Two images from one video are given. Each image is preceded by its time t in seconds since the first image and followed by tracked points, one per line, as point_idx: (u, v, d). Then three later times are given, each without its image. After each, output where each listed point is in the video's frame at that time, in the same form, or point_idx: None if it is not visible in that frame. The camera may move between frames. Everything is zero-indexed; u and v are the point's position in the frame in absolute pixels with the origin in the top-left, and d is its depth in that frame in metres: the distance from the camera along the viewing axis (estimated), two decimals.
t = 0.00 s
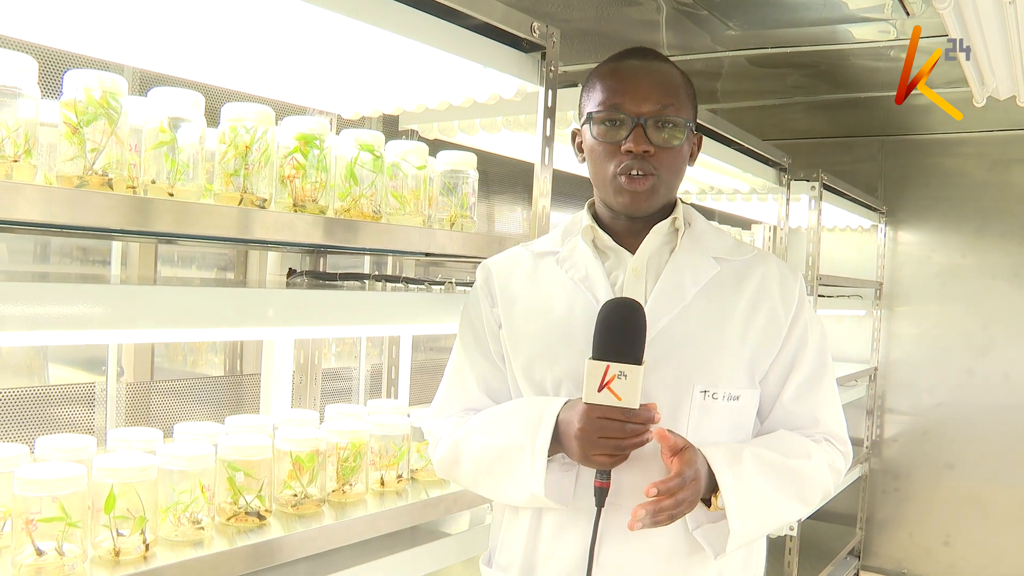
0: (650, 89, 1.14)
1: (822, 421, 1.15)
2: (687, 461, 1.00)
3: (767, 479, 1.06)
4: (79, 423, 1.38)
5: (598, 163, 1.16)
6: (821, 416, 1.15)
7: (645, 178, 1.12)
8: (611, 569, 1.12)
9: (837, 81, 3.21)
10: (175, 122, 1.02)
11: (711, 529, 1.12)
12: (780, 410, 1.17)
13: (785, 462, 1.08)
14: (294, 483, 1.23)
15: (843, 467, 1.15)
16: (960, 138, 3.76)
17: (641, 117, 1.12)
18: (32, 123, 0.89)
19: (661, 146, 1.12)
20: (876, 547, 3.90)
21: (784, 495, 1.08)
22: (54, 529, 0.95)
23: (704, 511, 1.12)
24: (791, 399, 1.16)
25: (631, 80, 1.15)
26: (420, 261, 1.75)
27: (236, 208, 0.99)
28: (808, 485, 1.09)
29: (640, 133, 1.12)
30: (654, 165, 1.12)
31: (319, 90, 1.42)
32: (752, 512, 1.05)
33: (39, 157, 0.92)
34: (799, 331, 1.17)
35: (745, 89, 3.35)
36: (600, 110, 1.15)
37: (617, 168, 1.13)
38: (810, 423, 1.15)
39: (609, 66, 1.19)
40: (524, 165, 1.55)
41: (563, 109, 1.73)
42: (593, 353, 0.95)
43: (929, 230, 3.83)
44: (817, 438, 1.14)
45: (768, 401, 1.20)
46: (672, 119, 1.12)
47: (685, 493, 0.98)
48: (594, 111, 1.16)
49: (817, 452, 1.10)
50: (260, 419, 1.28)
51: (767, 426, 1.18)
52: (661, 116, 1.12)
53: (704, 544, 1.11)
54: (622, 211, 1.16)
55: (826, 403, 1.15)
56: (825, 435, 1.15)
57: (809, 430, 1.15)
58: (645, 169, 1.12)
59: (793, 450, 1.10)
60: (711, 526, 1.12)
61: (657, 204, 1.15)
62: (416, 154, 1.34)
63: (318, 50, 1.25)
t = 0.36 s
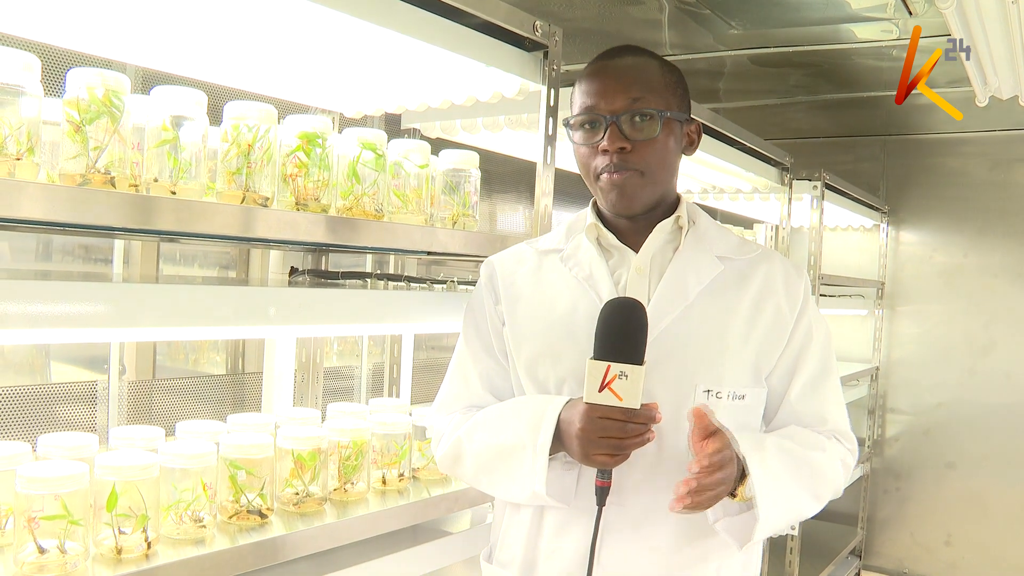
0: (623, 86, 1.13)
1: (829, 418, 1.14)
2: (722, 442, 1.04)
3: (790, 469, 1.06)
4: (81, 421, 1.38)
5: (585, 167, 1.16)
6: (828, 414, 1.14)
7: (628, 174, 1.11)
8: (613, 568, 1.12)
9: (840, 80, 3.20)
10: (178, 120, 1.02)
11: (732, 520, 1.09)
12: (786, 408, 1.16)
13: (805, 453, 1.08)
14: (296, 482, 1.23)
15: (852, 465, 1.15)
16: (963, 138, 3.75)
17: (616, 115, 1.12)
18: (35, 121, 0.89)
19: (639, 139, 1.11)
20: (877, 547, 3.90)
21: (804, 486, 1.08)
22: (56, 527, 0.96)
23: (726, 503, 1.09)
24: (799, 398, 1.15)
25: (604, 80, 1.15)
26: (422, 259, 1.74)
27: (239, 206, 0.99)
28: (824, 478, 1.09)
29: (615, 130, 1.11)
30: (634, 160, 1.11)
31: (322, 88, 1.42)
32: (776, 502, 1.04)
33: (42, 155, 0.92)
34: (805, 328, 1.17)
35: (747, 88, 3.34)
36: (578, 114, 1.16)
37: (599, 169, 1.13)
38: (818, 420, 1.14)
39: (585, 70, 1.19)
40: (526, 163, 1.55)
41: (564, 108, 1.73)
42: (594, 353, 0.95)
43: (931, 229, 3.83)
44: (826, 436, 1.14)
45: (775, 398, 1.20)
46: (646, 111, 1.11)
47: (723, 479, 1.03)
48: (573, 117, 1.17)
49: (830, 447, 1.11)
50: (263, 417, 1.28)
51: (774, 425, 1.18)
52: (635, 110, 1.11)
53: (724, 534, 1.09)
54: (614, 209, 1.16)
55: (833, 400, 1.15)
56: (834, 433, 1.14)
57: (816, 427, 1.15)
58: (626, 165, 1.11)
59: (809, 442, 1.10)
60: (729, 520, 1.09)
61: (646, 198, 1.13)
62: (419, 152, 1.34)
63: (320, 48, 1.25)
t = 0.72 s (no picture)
0: (626, 89, 1.13)
1: (822, 421, 1.14)
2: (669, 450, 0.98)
3: (761, 475, 1.06)
4: (82, 422, 1.38)
5: (587, 170, 1.16)
6: (821, 416, 1.14)
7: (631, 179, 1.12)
8: (612, 568, 1.12)
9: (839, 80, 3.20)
10: (178, 121, 1.02)
11: (701, 522, 1.11)
12: (780, 410, 1.17)
13: (782, 459, 1.08)
14: (296, 482, 1.23)
15: (843, 470, 1.14)
16: (963, 137, 3.75)
17: (618, 119, 1.12)
18: (35, 122, 0.89)
19: (641, 144, 1.11)
20: (878, 546, 3.90)
21: (780, 491, 1.08)
22: (56, 529, 0.96)
23: (697, 504, 1.12)
24: (791, 400, 1.15)
25: (607, 83, 1.14)
26: (422, 260, 1.74)
27: (239, 207, 0.99)
28: (805, 483, 1.08)
29: (618, 134, 1.11)
30: (637, 165, 1.11)
31: (321, 89, 1.42)
32: (744, 508, 1.04)
33: (42, 157, 0.93)
34: (802, 330, 1.17)
35: (747, 88, 3.35)
36: (580, 117, 1.16)
37: (601, 174, 1.13)
38: (811, 422, 1.14)
39: (588, 72, 1.19)
40: (525, 163, 1.55)
41: (564, 108, 1.73)
42: (591, 353, 0.94)
43: (931, 229, 3.83)
44: (817, 439, 1.13)
45: (770, 400, 1.20)
46: (649, 115, 1.11)
47: (659, 486, 0.95)
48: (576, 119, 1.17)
49: (816, 451, 1.10)
50: (263, 417, 1.28)
51: (768, 424, 1.18)
52: (638, 115, 1.11)
53: (694, 536, 1.10)
54: (617, 214, 1.16)
55: (828, 402, 1.15)
56: (825, 436, 1.14)
57: (808, 430, 1.15)
58: (629, 170, 1.11)
59: (791, 447, 1.10)
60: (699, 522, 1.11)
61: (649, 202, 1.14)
62: (418, 153, 1.34)
63: (319, 49, 1.25)
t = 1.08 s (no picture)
0: (619, 80, 1.14)
1: (825, 419, 1.14)
2: (670, 442, 0.97)
3: (763, 471, 1.06)
4: (81, 421, 1.38)
5: (581, 162, 1.16)
6: (825, 414, 1.14)
7: (623, 167, 1.12)
8: (611, 567, 1.12)
9: (840, 80, 3.20)
10: (178, 120, 1.02)
11: (704, 519, 1.11)
12: (782, 409, 1.17)
13: (784, 455, 1.08)
14: (295, 481, 1.23)
15: (847, 467, 1.14)
16: (963, 137, 3.75)
17: (610, 108, 1.12)
18: (35, 120, 0.89)
19: (633, 131, 1.11)
20: (877, 546, 3.90)
21: (782, 487, 1.07)
22: (56, 526, 0.96)
23: (700, 501, 1.12)
24: (793, 398, 1.15)
25: (598, 75, 1.15)
26: (422, 260, 1.75)
27: (239, 206, 0.99)
28: (807, 479, 1.08)
29: (609, 122, 1.11)
30: (628, 152, 1.11)
31: (321, 87, 1.42)
32: (746, 505, 1.04)
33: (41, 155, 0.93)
34: (803, 328, 1.17)
35: (747, 88, 3.35)
36: (574, 108, 1.16)
37: (594, 163, 1.13)
38: (814, 420, 1.14)
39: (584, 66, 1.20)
40: (525, 163, 1.54)
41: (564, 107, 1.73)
42: (593, 353, 0.94)
43: (931, 229, 3.83)
44: (820, 436, 1.13)
45: (772, 399, 1.20)
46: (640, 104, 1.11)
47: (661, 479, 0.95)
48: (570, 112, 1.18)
49: (819, 448, 1.10)
50: (263, 416, 1.28)
51: (771, 423, 1.19)
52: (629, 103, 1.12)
53: (698, 534, 1.11)
54: (610, 203, 1.16)
55: (830, 401, 1.15)
56: (829, 433, 1.14)
57: (811, 428, 1.14)
58: (620, 157, 1.11)
59: (793, 444, 1.10)
60: (702, 518, 1.11)
61: (642, 191, 1.13)
62: (418, 152, 1.34)
63: (320, 48, 1.25)
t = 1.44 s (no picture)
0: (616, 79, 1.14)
1: (831, 415, 1.14)
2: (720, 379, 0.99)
3: (789, 441, 1.06)
4: (82, 420, 1.39)
5: (580, 163, 1.16)
6: (830, 410, 1.14)
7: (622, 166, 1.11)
8: (613, 567, 1.12)
9: (841, 80, 3.20)
10: (179, 120, 1.02)
11: (725, 477, 1.09)
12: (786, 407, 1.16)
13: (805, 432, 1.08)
14: (296, 481, 1.23)
15: (852, 463, 1.15)
16: (963, 138, 3.75)
17: (608, 107, 1.12)
18: (36, 120, 0.89)
19: (631, 130, 1.11)
20: (877, 547, 3.90)
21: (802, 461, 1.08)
22: (57, 526, 0.95)
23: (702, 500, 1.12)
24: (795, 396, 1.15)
25: (595, 76, 1.15)
26: (422, 259, 1.71)
27: (240, 206, 0.99)
28: (824, 460, 1.08)
29: (607, 122, 1.11)
30: (627, 150, 1.11)
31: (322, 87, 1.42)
32: (772, 465, 1.04)
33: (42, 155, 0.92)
34: (806, 327, 1.17)
35: (748, 88, 3.35)
36: (572, 108, 1.16)
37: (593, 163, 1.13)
38: (820, 414, 1.14)
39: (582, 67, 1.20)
40: (526, 163, 1.54)
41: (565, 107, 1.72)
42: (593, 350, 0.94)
43: (932, 229, 3.83)
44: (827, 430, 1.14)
45: (775, 397, 1.20)
46: (638, 103, 1.11)
47: (709, 415, 0.97)
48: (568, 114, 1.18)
49: (832, 435, 1.11)
50: (263, 416, 1.28)
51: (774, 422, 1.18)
52: (627, 102, 1.11)
53: (719, 490, 1.09)
54: (610, 202, 1.15)
55: (834, 397, 1.15)
56: (835, 428, 1.14)
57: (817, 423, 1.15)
58: (619, 156, 1.11)
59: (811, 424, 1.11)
60: (721, 475, 1.09)
61: (641, 189, 1.13)
62: (420, 152, 1.34)
63: (321, 48, 1.25)
